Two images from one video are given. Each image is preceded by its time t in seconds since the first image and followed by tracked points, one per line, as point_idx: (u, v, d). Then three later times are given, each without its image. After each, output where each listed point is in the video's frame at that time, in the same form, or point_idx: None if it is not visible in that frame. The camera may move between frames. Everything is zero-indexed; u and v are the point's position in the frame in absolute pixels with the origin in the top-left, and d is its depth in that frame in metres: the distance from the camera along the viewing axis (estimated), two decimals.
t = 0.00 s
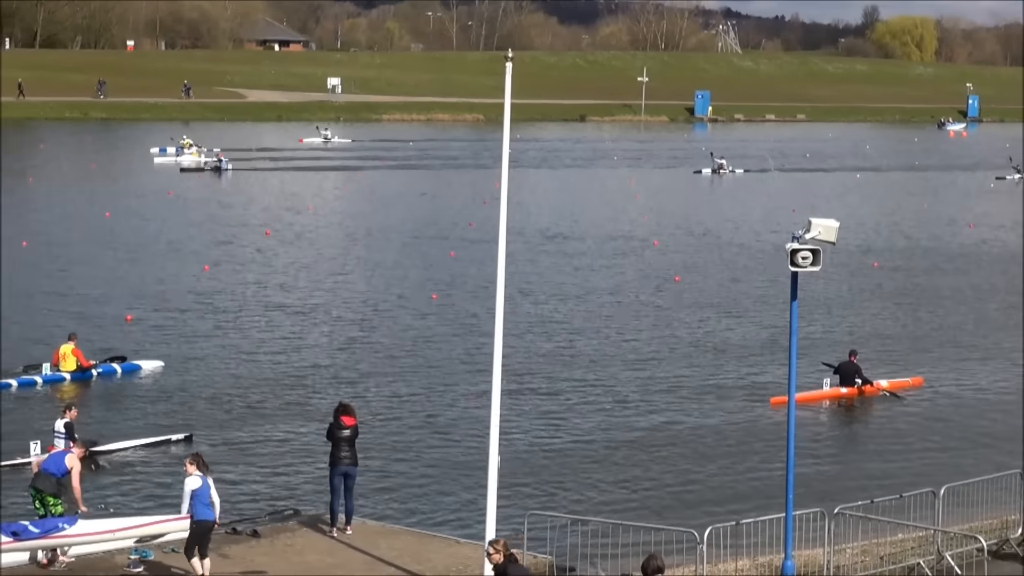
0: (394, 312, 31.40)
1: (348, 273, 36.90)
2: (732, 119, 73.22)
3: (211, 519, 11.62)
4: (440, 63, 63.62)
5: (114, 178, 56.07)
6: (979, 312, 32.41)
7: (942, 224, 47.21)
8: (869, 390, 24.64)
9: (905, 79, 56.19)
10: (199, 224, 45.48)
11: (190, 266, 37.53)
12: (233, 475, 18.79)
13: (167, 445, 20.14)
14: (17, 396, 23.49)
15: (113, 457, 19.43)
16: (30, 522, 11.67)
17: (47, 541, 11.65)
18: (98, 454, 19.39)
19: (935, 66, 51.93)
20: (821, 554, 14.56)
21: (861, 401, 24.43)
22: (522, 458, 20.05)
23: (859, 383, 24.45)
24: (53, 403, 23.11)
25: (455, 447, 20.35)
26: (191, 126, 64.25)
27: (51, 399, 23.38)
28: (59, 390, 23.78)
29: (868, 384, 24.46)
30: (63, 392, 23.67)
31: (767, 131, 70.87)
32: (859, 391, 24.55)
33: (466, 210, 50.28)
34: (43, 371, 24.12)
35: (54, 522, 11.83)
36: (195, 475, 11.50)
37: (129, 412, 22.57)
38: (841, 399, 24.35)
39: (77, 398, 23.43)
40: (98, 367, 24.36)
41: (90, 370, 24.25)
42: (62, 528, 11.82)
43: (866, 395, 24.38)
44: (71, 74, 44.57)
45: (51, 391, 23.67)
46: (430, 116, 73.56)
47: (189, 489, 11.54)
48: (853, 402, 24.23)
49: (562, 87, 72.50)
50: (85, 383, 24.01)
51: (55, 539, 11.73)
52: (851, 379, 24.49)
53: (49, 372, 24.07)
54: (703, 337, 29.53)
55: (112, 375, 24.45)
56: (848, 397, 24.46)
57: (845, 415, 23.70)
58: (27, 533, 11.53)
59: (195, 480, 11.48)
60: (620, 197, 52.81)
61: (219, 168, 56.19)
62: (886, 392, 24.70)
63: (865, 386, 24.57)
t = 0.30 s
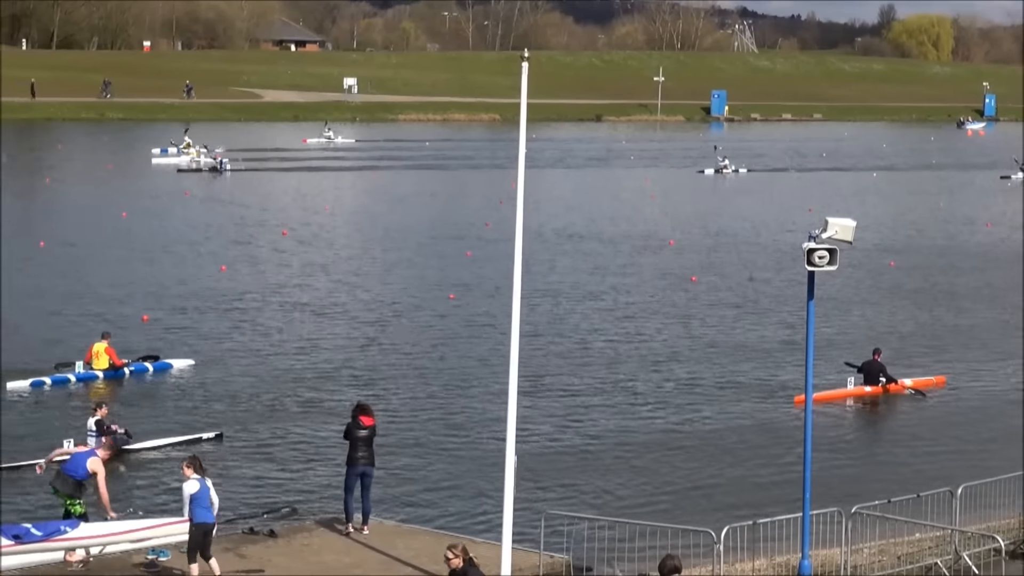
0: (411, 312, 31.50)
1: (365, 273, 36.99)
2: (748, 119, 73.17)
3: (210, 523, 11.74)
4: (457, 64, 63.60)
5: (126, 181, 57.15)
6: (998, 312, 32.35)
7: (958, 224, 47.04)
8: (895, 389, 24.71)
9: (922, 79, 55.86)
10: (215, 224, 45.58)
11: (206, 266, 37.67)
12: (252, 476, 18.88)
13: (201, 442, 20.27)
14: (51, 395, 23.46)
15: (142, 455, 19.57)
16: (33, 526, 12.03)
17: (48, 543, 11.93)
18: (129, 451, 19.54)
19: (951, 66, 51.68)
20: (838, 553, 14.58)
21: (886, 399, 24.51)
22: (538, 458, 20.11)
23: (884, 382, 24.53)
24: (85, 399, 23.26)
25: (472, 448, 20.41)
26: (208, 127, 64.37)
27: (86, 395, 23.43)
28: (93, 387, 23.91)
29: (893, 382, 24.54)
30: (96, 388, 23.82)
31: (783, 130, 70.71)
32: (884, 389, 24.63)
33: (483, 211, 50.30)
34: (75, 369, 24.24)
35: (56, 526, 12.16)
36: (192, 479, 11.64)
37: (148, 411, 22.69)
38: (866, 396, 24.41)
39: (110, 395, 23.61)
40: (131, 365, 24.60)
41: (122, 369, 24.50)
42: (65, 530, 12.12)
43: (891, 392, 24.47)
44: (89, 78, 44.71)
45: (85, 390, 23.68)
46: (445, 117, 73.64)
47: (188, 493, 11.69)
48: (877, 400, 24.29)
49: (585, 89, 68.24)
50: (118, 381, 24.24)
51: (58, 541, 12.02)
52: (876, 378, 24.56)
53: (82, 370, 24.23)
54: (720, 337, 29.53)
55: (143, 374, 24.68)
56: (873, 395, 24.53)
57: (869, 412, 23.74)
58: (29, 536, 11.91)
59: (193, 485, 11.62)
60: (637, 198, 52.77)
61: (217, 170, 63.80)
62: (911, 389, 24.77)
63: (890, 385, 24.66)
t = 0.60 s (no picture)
0: (432, 312, 31.65)
1: (384, 274, 37.15)
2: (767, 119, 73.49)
3: (210, 523, 11.81)
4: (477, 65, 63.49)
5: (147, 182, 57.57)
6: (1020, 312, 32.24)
7: (978, 224, 46.86)
8: (922, 388, 24.73)
9: (942, 79, 55.72)
10: (237, 225, 45.90)
11: (226, 266, 37.95)
12: (274, 476, 19.03)
13: (234, 441, 20.55)
14: (90, 392, 23.84)
15: (181, 454, 19.89)
16: (37, 526, 12.35)
17: (49, 544, 12.21)
18: (167, 450, 19.84)
19: (972, 67, 51.39)
20: (859, 554, 14.60)
21: (913, 399, 24.51)
22: (558, 458, 20.22)
23: (911, 382, 24.51)
24: (122, 399, 23.58)
25: (492, 447, 20.52)
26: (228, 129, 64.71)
27: (123, 393, 23.91)
28: (131, 386, 24.23)
29: (920, 382, 24.51)
30: (132, 387, 24.13)
31: (802, 130, 70.58)
32: (911, 389, 24.61)
33: (501, 211, 50.45)
34: (115, 367, 24.64)
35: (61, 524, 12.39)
36: (191, 479, 11.79)
37: (172, 410, 22.87)
38: (894, 395, 24.46)
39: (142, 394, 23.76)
40: (169, 364, 25.10)
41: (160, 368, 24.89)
42: (67, 530, 12.31)
43: (919, 392, 24.46)
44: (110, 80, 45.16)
45: (124, 387, 24.23)
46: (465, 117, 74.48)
47: (189, 494, 11.84)
48: (905, 400, 24.29)
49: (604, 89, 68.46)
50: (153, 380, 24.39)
51: (59, 542, 12.24)
52: (903, 378, 24.54)
53: (120, 368, 24.57)
54: (740, 338, 29.57)
55: (180, 372, 25.06)
56: (900, 395, 24.53)
57: (893, 412, 23.76)
58: (31, 536, 12.23)
59: (192, 484, 11.80)
60: (655, 198, 52.81)
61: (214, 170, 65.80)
62: (939, 390, 24.81)
63: (918, 385, 24.66)
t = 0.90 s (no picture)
0: (455, 313, 31.82)
1: (406, 274, 37.35)
2: (790, 120, 73.69)
3: (215, 522, 12.19)
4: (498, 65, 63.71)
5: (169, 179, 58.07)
6: None
7: (1001, 224, 46.80)
8: (951, 389, 24.76)
9: (964, 79, 55.65)
10: (260, 224, 46.25)
11: (249, 266, 38.24)
12: (300, 475, 19.18)
13: (271, 439, 20.69)
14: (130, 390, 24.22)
15: (217, 452, 20.23)
16: (37, 527, 12.52)
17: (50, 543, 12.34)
18: (204, 447, 20.22)
19: (996, 67, 51.29)
20: (881, 555, 14.63)
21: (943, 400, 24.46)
22: (579, 458, 20.33)
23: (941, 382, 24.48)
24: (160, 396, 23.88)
25: (514, 447, 20.65)
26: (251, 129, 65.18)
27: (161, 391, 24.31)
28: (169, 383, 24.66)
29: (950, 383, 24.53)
30: (171, 385, 24.53)
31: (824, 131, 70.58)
32: (941, 390, 24.61)
33: (523, 211, 50.74)
34: (153, 366, 25.07)
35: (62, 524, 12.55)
36: (198, 478, 12.22)
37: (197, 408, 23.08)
38: (925, 396, 24.44)
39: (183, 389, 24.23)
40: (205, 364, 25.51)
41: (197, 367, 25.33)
42: (67, 530, 12.43)
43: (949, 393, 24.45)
44: (132, 81, 46.39)
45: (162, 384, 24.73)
46: (487, 119, 75.03)
47: (196, 493, 12.22)
48: (934, 402, 24.21)
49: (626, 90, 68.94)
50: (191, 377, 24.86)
51: (59, 541, 12.37)
52: (933, 378, 24.54)
53: (158, 367, 24.96)
54: (763, 338, 29.65)
55: (216, 370, 25.52)
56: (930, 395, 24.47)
57: (917, 412, 23.83)
58: (31, 536, 12.37)
59: (198, 484, 12.18)
60: (676, 198, 52.92)
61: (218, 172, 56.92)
62: (969, 390, 24.95)
63: (948, 385, 24.73)
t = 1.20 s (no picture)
0: (486, 313, 31.96)
1: (435, 275, 37.54)
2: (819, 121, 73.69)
3: (225, 523, 12.19)
4: (526, 65, 63.88)
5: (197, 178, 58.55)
6: None
7: None
8: (989, 389, 24.84)
9: (994, 81, 55.33)
10: (290, 224, 46.58)
11: (278, 266, 38.57)
12: (332, 474, 19.37)
13: (319, 438, 20.96)
14: (176, 388, 24.61)
15: (264, 450, 20.44)
16: (46, 527, 13.12)
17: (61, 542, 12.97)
18: (251, 446, 20.47)
19: None
20: (910, 557, 14.60)
21: (981, 400, 24.59)
22: (607, 458, 20.43)
23: (978, 382, 24.62)
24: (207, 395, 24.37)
25: (543, 448, 20.77)
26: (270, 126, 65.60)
27: (204, 390, 24.69)
28: (214, 381, 25.31)
29: (988, 382, 24.63)
30: (215, 382, 25.17)
31: (851, 133, 70.50)
32: (978, 390, 24.73)
33: (551, 211, 50.94)
34: (198, 364, 25.64)
35: (68, 525, 13.18)
36: (210, 479, 12.18)
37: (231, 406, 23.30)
38: (961, 395, 24.47)
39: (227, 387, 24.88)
40: (250, 361, 25.77)
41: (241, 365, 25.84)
42: (75, 529, 13.06)
43: (987, 393, 24.58)
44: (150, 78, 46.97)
45: (207, 383, 25.14)
46: (515, 119, 75.80)
47: (207, 493, 12.23)
48: (973, 401, 24.29)
49: (654, 91, 69.21)
50: (237, 376, 25.55)
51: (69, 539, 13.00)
52: (970, 379, 24.61)
53: (204, 365, 25.57)
54: (792, 338, 29.68)
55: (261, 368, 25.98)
56: (967, 395, 24.58)
57: (951, 412, 23.82)
58: (38, 535, 12.91)
59: (210, 485, 12.18)
60: (705, 199, 52.94)
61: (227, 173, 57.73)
62: (1005, 390, 24.96)
63: (985, 385, 24.78)
